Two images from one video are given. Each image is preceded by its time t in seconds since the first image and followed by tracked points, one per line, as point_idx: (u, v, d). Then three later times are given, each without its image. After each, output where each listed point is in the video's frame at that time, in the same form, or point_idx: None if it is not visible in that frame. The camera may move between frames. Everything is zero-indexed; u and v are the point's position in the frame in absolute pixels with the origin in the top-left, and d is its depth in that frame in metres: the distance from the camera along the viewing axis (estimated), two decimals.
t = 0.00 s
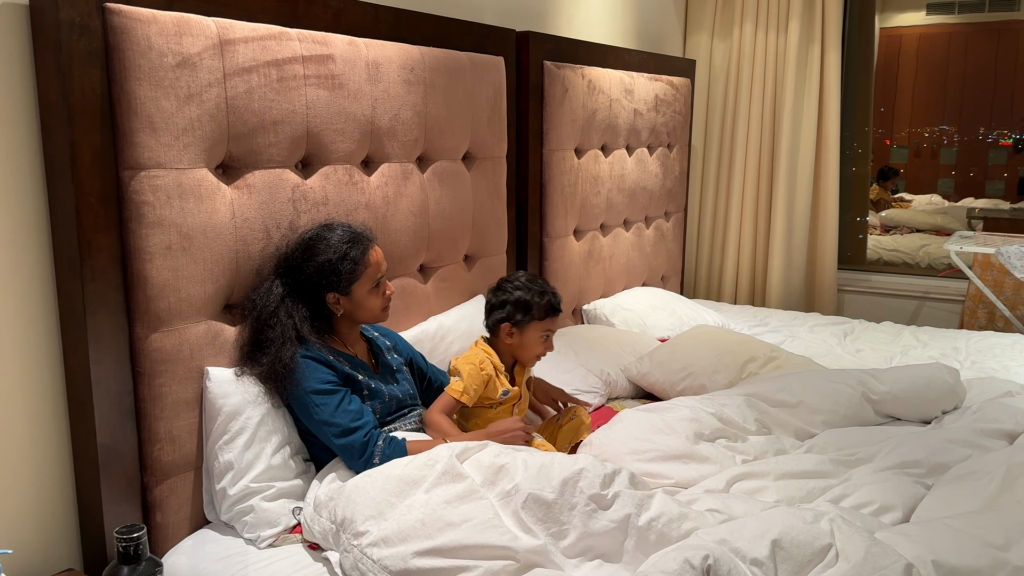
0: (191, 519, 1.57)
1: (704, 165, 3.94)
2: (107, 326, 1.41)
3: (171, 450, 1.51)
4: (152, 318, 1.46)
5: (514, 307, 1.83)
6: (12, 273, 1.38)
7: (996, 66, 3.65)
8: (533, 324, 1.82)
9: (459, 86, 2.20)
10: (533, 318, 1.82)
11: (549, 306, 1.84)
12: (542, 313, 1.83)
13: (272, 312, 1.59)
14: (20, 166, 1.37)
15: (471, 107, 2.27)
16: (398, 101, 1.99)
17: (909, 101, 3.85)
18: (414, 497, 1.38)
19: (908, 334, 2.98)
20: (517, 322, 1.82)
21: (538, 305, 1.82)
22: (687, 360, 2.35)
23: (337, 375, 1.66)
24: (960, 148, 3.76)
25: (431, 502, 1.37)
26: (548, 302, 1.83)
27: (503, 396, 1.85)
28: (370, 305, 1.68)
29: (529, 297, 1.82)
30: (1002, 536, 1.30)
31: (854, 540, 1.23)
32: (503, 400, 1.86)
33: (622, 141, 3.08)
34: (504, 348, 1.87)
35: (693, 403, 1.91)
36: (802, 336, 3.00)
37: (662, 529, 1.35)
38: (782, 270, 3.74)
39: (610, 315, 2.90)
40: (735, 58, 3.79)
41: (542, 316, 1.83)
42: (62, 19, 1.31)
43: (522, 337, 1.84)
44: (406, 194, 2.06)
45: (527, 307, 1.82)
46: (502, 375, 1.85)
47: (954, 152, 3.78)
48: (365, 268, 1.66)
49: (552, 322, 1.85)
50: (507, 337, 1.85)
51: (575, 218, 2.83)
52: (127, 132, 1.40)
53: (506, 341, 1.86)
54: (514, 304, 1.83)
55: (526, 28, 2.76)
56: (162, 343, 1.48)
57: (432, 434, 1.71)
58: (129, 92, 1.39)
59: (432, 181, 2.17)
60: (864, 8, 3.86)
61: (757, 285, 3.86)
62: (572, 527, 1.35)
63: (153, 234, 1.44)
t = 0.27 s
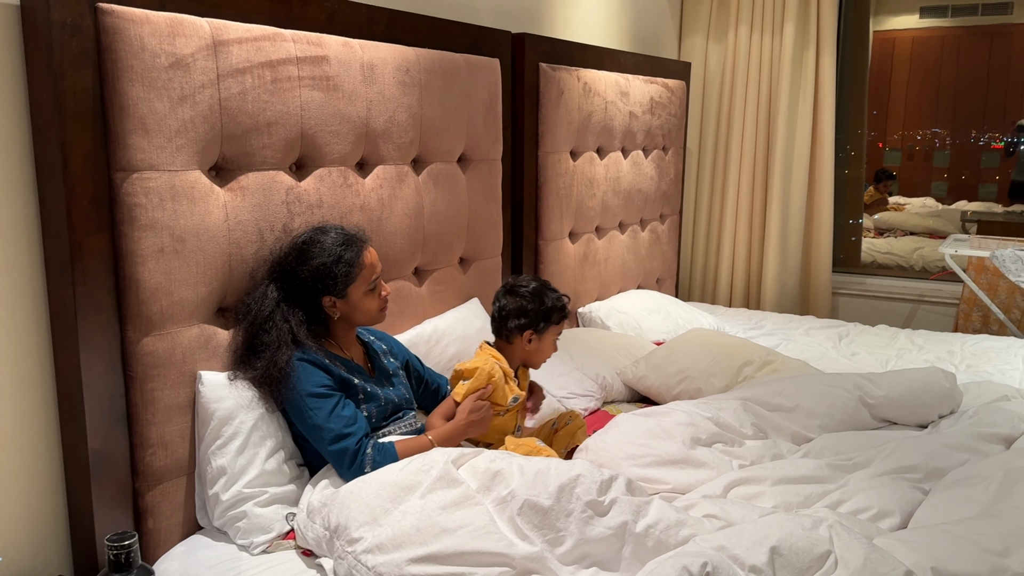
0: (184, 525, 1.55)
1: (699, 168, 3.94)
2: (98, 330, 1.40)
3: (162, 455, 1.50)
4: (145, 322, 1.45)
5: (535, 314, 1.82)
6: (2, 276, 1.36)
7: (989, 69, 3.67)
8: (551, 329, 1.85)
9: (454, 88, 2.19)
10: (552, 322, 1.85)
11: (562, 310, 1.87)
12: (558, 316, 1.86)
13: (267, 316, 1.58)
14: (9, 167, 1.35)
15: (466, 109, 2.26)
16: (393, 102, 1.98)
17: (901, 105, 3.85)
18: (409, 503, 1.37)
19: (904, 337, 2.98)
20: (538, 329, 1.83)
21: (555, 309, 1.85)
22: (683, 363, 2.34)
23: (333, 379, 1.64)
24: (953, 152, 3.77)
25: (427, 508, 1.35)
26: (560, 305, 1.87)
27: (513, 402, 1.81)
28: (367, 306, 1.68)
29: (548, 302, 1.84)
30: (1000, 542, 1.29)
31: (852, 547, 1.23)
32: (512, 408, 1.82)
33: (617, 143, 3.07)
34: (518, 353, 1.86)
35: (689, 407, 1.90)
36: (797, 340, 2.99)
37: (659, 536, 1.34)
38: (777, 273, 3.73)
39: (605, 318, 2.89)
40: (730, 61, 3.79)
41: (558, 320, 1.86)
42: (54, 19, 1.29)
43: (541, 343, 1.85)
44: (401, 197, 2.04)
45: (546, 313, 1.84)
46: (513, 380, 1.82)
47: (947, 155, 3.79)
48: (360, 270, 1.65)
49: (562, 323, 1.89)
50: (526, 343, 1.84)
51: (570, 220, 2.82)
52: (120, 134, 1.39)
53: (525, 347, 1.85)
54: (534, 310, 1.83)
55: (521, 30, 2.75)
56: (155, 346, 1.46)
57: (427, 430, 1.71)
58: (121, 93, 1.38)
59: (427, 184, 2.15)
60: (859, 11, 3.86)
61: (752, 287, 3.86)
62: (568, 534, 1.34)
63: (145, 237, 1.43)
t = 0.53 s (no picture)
0: (184, 529, 1.54)
1: (698, 170, 3.94)
2: (99, 332, 1.38)
3: (163, 458, 1.48)
4: (146, 324, 1.44)
5: (513, 314, 1.78)
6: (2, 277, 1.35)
7: (985, 72, 3.68)
8: (530, 326, 1.81)
9: (456, 89, 2.19)
10: (532, 319, 1.80)
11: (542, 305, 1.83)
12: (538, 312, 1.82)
13: (269, 319, 1.57)
14: (10, 168, 1.34)
15: (468, 111, 2.25)
16: (395, 104, 1.97)
17: (898, 108, 3.86)
18: (412, 508, 1.36)
19: (903, 340, 2.98)
20: (518, 328, 1.79)
21: (534, 305, 1.81)
22: (685, 366, 2.33)
23: (334, 384, 1.63)
24: (949, 155, 3.78)
25: (430, 513, 1.35)
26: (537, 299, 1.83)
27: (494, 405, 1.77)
28: (369, 310, 1.67)
29: (526, 300, 1.80)
30: (1006, 548, 1.29)
31: (859, 552, 1.22)
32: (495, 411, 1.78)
33: (618, 146, 3.06)
34: (500, 354, 1.83)
35: (692, 410, 1.89)
36: (797, 343, 2.99)
37: (664, 541, 1.34)
38: (776, 276, 3.73)
39: (605, 321, 2.88)
40: (730, 63, 3.79)
41: (537, 316, 1.82)
42: (56, 19, 1.28)
43: (523, 342, 1.81)
44: (402, 199, 2.03)
45: (524, 310, 1.79)
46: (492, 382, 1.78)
47: (943, 159, 3.80)
48: (362, 275, 1.64)
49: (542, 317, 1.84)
50: (507, 343, 1.81)
51: (570, 223, 2.81)
52: (122, 135, 1.38)
53: (506, 348, 1.82)
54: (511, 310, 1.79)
55: (522, 32, 2.75)
56: (155, 349, 1.45)
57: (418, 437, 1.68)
58: (123, 93, 1.37)
59: (428, 186, 2.14)
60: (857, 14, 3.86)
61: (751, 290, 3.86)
62: (572, 540, 1.33)
63: (147, 239, 1.42)
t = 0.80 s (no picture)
0: (189, 532, 1.54)
1: (699, 173, 3.94)
2: (105, 333, 1.38)
3: (168, 460, 1.48)
4: (152, 326, 1.43)
5: (491, 316, 1.78)
6: (8, 279, 1.34)
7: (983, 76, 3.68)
8: (510, 325, 1.80)
9: (460, 91, 2.18)
10: (512, 319, 1.80)
11: (519, 304, 1.82)
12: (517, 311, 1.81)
13: (276, 321, 1.57)
14: (17, 168, 1.34)
15: (472, 113, 2.25)
16: (400, 106, 1.96)
17: (896, 113, 3.86)
18: (418, 513, 1.35)
19: (905, 344, 2.98)
20: (497, 330, 1.78)
21: (512, 304, 1.80)
22: (688, 369, 2.33)
23: (342, 387, 1.62)
24: (947, 159, 3.78)
25: (436, 518, 1.34)
26: (515, 297, 1.82)
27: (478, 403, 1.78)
28: (374, 315, 1.66)
29: (502, 300, 1.79)
30: (1015, 553, 1.29)
31: (869, 557, 1.22)
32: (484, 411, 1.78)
33: (620, 148, 3.06)
34: (483, 356, 1.83)
35: (697, 414, 1.89)
36: (799, 346, 2.99)
37: (673, 547, 1.34)
38: (777, 279, 3.73)
39: (607, 324, 2.88)
40: (731, 66, 3.79)
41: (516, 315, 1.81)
42: (64, 19, 1.27)
43: (504, 343, 1.81)
44: (407, 201, 2.03)
45: (502, 311, 1.79)
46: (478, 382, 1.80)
47: (941, 162, 3.80)
48: (368, 279, 1.64)
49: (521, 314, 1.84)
50: (488, 346, 1.80)
51: (573, 225, 2.81)
52: (129, 135, 1.37)
53: (488, 350, 1.81)
54: (489, 313, 1.78)
55: (526, 34, 2.74)
56: (161, 351, 1.45)
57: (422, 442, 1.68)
58: (130, 94, 1.36)
59: (432, 188, 2.14)
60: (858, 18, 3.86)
61: (752, 293, 3.86)
62: (580, 545, 1.33)
63: (153, 240, 1.41)
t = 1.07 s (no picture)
0: (196, 533, 1.54)
1: (701, 176, 3.95)
2: (113, 334, 1.38)
3: (176, 461, 1.48)
4: (161, 327, 1.43)
5: (454, 331, 1.80)
6: (17, 279, 1.34)
7: (981, 80, 3.69)
8: (476, 338, 1.81)
9: (466, 93, 2.18)
10: (477, 332, 1.81)
11: (486, 318, 1.81)
12: (483, 325, 1.81)
13: (289, 317, 1.57)
14: (27, 169, 1.34)
15: (478, 114, 2.25)
16: (407, 108, 1.96)
17: (896, 116, 3.87)
18: (427, 516, 1.35)
19: (906, 348, 2.99)
20: (461, 344, 1.81)
21: (476, 318, 1.80)
22: (692, 372, 2.34)
23: (353, 385, 1.63)
24: (945, 162, 3.79)
25: (446, 521, 1.34)
26: (482, 310, 1.82)
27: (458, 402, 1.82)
28: (384, 319, 1.67)
29: (467, 315, 1.80)
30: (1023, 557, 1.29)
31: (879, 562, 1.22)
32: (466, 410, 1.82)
33: (623, 151, 3.06)
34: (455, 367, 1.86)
35: (702, 417, 1.90)
36: (801, 349, 2.99)
37: (681, 551, 1.33)
38: (778, 282, 3.74)
39: (610, 326, 2.88)
40: (733, 70, 3.79)
41: (483, 327, 1.81)
42: (75, 19, 1.27)
43: (472, 355, 1.83)
44: (413, 203, 2.03)
45: (465, 325, 1.80)
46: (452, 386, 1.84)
47: (939, 166, 3.81)
48: (382, 283, 1.64)
49: (491, 326, 1.83)
50: (455, 358, 1.84)
51: (576, 227, 2.81)
52: (139, 136, 1.37)
53: (456, 362, 1.84)
54: (452, 326, 1.81)
55: (530, 37, 2.75)
56: (170, 351, 1.44)
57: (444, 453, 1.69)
58: (141, 94, 1.36)
59: (438, 189, 2.14)
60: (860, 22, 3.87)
61: (753, 296, 3.86)
62: (587, 549, 1.32)
63: (163, 241, 1.41)
